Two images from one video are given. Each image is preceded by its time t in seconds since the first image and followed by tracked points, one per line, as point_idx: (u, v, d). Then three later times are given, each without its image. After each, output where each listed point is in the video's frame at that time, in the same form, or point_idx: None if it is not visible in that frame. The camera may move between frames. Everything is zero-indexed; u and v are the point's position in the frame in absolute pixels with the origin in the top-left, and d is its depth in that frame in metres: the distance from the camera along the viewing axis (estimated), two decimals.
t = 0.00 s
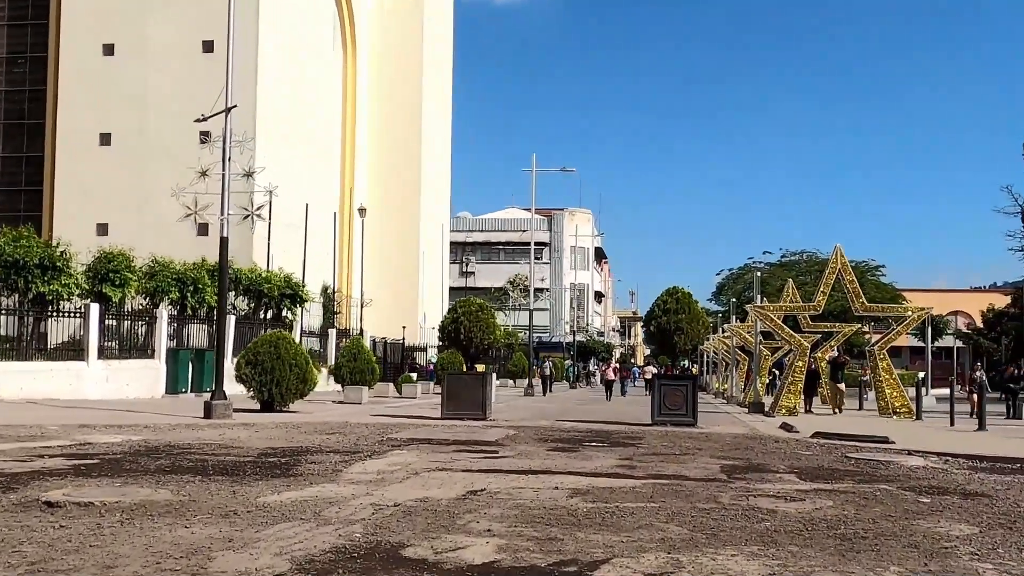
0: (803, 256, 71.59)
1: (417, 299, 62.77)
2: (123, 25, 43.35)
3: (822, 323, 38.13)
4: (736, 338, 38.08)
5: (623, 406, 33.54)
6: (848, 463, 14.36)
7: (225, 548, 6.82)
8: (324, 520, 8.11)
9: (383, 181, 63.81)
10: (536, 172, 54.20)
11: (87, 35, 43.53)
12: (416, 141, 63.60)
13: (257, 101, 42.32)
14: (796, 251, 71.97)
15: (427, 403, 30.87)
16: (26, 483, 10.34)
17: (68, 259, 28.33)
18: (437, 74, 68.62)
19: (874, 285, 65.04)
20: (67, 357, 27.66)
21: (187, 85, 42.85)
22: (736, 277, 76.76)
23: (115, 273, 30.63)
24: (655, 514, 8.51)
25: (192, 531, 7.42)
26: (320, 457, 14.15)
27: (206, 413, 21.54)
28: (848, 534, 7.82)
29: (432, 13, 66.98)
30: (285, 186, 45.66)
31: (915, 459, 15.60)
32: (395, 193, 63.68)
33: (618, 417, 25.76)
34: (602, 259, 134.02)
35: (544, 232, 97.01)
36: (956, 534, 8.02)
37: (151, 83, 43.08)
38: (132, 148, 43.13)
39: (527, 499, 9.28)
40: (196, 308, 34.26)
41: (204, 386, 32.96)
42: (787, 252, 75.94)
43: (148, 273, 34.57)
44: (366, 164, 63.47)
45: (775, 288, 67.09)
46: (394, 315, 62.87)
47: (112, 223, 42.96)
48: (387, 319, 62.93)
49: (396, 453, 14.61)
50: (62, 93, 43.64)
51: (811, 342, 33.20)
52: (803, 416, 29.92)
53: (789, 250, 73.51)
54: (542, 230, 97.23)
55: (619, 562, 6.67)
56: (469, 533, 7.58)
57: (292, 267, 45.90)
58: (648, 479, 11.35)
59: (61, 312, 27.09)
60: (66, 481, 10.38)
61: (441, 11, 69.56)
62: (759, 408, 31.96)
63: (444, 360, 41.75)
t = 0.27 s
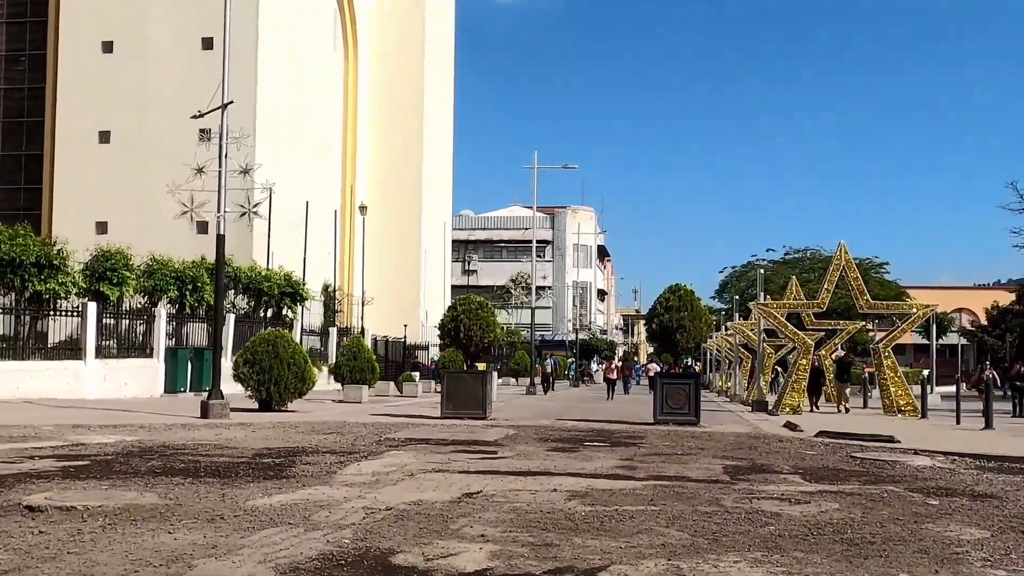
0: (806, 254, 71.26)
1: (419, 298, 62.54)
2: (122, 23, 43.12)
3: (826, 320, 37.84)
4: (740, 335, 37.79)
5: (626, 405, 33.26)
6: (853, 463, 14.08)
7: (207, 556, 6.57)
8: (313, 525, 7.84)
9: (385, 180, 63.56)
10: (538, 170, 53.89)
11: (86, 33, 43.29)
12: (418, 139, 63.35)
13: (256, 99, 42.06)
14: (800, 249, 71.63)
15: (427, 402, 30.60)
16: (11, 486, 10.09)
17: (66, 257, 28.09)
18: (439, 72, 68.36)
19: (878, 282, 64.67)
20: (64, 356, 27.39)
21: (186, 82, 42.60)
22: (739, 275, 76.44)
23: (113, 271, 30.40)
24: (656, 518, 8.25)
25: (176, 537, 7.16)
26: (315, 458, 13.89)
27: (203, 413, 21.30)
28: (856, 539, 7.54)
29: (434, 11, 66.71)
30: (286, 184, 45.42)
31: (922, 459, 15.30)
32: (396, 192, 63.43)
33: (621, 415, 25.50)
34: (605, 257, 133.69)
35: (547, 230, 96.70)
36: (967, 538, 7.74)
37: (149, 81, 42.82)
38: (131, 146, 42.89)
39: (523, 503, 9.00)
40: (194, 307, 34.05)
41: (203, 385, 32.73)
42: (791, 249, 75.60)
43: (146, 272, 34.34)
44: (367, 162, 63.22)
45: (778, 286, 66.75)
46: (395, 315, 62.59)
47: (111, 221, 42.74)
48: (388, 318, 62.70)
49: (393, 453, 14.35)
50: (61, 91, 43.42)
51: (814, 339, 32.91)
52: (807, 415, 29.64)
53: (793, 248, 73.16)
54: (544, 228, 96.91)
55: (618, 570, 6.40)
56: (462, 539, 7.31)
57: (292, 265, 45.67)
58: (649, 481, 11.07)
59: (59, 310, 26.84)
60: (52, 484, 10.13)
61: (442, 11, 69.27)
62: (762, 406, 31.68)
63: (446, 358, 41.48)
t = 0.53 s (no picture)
0: (805, 250, 71.02)
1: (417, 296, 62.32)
2: (116, 20, 42.83)
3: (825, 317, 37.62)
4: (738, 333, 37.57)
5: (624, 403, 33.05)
6: (856, 463, 13.84)
7: (190, 564, 6.31)
8: (302, 530, 7.59)
9: (382, 178, 63.29)
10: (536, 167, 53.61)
11: (79, 29, 42.99)
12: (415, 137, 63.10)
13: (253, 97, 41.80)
14: (799, 246, 71.42)
15: (424, 401, 30.37)
16: None
17: (58, 255, 27.82)
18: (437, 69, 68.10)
19: (877, 279, 64.46)
20: (57, 356, 27.09)
21: (181, 80, 42.33)
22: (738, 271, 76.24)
23: (106, 270, 30.14)
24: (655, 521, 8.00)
25: (158, 544, 6.91)
26: (307, 459, 13.64)
27: (197, 413, 21.05)
28: (862, 543, 7.30)
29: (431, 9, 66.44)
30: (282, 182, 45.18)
31: (925, 459, 15.06)
32: (394, 190, 63.18)
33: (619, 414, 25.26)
34: (604, 254, 133.44)
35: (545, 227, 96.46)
36: (977, 542, 7.48)
37: (144, 78, 42.54)
38: (126, 143, 42.63)
39: (519, 506, 8.75)
40: (189, 305, 33.77)
41: (198, 384, 32.46)
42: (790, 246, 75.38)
43: (140, 270, 34.07)
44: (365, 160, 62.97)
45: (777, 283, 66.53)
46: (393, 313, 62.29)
47: (106, 219, 42.50)
48: (385, 316, 62.48)
49: (388, 454, 14.10)
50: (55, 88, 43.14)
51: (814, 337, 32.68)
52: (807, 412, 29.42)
53: (792, 244, 72.93)
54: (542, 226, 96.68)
55: None
56: (455, 545, 7.07)
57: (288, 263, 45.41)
58: (648, 482, 10.82)
59: (51, 309, 26.57)
60: (35, 488, 9.87)
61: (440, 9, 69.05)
62: (762, 404, 31.46)
63: (443, 356, 41.25)
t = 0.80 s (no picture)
0: (801, 249, 70.83)
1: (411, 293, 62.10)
2: (108, 15, 42.51)
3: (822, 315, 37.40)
4: (734, 331, 37.36)
5: (620, 401, 32.80)
6: (855, 462, 13.60)
7: (167, 568, 6.05)
8: (286, 532, 7.33)
9: (377, 175, 63.04)
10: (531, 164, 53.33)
11: (71, 25, 42.65)
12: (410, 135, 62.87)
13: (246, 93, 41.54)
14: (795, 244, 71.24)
15: (417, 399, 30.12)
16: None
17: (48, 250, 27.54)
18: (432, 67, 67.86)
19: (873, 278, 64.28)
20: (47, 354, 26.78)
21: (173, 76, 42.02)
22: (734, 270, 76.03)
23: (96, 266, 29.87)
24: (651, 523, 7.75)
25: (135, 547, 6.65)
26: (296, 458, 13.37)
27: (187, 412, 20.77)
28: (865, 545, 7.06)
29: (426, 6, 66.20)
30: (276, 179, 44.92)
31: (925, 458, 14.83)
32: (389, 187, 62.94)
33: (614, 412, 25.01)
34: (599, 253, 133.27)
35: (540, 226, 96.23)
36: (984, 545, 7.23)
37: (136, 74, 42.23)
38: (118, 139, 42.34)
39: (511, 507, 8.50)
40: (181, 303, 33.47)
41: (189, 382, 32.18)
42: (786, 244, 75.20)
43: (132, 267, 33.78)
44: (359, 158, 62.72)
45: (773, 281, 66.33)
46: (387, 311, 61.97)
47: (98, 216, 42.22)
48: (380, 314, 62.24)
49: (379, 453, 13.84)
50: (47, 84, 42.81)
51: (811, 335, 32.44)
52: (804, 410, 29.19)
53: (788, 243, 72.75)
54: (538, 224, 96.43)
55: None
56: (445, 548, 6.82)
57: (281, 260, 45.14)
58: (643, 482, 10.57)
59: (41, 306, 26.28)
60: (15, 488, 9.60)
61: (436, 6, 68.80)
62: (758, 403, 31.21)
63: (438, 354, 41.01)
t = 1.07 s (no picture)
0: (791, 243, 70.71)
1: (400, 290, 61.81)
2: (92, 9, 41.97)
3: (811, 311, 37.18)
4: (724, 326, 37.14)
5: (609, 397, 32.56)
6: (848, 461, 13.33)
7: None
8: (260, 540, 7.02)
9: (365, 170, 62.65)
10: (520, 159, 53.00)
11: (54, 18, 42.08)
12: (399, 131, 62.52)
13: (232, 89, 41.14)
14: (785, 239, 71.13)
15: (405, 396, 29.83)
16: None
17: (31, 247, 27.16)
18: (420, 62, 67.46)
19: (864, 272, 64.16)
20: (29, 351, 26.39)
21: (158, 70, 41.55)
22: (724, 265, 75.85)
23: (79, 263, 29.46)
24: (641, 528, 7.47)
25: (99, 559, 6.33)
26: (278, 459, 13.05)
27: (170, 411, 20.43)
28: (861, 552, 6.78)
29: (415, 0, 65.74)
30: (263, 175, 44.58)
31: (918, 456, 14.58)
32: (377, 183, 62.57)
33: (604, 409, 24.74)
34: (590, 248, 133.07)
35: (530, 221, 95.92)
36: (985, 551, 6.96)
37: (121, 68, 41.75)
38: (102, 135, 41.88)
39: (496, 511, 8.20)
40: (165, 300, 33.08)
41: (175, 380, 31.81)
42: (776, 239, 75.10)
43: (116, 264, 33.38)
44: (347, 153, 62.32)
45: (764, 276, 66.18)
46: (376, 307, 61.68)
47: (82, 211, 41.79)
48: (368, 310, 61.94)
49: (363, 453, 13.52)
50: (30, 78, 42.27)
51: (801, 330, 32.21)
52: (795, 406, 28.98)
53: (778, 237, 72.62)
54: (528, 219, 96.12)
55: None
56: (424, 558, 6.52)
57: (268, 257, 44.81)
58: (632, 483, 10.28)
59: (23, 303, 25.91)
60: None
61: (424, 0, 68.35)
62: (749, 399, 30.98)
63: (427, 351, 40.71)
